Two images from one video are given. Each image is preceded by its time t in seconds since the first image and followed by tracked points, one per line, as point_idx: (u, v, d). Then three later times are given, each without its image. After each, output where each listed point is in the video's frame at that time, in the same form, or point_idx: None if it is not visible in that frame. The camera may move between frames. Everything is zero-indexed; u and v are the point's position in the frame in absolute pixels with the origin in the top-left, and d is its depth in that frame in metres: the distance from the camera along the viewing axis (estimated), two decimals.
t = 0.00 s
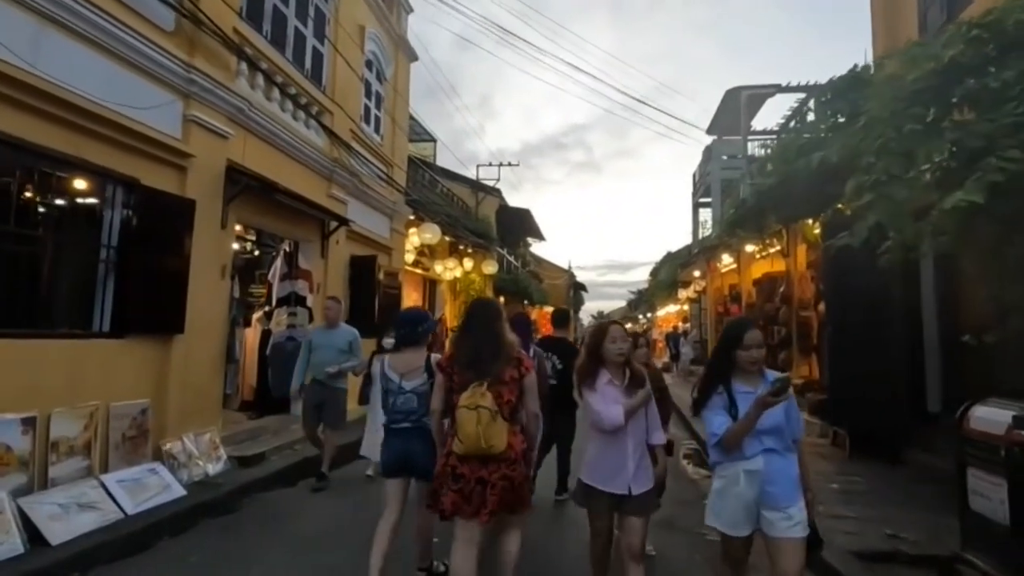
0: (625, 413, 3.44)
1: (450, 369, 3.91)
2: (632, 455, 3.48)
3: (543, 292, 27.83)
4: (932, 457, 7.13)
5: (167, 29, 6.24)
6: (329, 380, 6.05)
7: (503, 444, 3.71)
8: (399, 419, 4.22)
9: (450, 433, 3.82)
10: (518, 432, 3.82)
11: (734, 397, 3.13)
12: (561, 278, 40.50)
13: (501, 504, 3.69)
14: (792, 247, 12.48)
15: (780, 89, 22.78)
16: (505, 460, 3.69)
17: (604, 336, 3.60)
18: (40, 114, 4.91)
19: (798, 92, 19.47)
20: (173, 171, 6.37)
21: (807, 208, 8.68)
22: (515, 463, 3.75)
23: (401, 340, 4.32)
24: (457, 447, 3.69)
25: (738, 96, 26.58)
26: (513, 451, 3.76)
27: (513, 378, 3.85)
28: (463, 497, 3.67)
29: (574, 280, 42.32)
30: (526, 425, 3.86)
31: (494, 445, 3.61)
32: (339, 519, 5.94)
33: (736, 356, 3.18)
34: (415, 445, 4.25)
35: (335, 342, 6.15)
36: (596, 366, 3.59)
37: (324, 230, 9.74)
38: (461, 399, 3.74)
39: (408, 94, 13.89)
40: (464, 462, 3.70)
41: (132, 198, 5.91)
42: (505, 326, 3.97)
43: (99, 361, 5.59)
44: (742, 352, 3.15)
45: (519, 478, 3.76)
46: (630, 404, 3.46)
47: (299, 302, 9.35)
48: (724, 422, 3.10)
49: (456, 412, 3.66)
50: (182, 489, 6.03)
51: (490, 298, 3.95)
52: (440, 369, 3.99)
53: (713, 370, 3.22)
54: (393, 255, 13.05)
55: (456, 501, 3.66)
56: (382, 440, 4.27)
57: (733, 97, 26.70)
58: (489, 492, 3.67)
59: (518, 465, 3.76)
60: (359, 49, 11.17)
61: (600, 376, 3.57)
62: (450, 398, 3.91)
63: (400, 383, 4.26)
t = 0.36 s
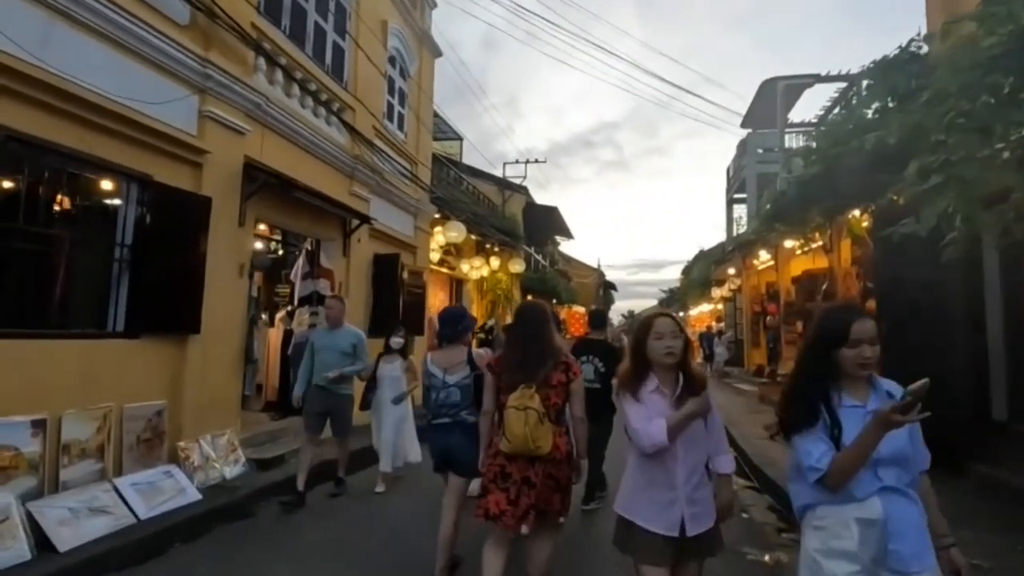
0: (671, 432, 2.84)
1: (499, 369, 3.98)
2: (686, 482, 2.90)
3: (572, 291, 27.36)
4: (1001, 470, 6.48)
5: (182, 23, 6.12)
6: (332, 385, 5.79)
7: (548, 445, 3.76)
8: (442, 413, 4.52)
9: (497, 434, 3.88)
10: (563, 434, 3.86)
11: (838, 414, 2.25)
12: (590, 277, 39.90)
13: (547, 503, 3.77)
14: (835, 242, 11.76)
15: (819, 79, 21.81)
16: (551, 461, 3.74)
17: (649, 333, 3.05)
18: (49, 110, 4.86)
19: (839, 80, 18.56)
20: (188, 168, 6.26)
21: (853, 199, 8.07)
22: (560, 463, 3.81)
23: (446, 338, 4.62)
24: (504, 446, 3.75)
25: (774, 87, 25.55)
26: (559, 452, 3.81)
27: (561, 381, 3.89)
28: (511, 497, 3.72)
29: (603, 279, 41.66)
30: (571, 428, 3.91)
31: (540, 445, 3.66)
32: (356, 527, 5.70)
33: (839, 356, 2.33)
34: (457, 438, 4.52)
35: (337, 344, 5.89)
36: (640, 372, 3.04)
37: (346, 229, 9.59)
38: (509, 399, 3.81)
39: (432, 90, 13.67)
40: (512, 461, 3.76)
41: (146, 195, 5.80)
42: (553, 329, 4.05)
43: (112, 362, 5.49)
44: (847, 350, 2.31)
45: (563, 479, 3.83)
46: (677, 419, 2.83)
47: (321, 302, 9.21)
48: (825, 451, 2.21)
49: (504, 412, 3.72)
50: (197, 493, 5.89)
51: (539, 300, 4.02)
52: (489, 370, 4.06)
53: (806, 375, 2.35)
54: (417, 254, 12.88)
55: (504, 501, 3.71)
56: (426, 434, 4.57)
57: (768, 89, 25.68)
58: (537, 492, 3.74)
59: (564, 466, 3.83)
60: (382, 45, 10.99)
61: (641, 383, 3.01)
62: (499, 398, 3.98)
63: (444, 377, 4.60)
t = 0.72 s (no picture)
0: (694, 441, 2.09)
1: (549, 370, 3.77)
2: (736, 513, 2.10)
3: (605, 292, 26.84)
4: None
5: (201, 21, 6.08)
6: (330, 388, 5.56)
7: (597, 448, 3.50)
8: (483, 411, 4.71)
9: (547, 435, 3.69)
10: (615, 439, 3.56)
11: (1002, 472, 1.47)
12: (625, 278, 39.18)
13: (599, 507, 3.49)
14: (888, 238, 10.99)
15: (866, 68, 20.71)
16: (600, 463, 3.46)
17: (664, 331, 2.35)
18: (68, 109, 4.86)
19: (889, 68, 17.55)
20: (208, 167, 6.20)
21: (909, 190, 7.44)
22: (611, 468, 3.51)
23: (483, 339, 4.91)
24: (552, 447, 3.53)
25: (817, 78, 24.43)
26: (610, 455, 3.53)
27: (611, 385, 3.61)
28: (562, 498, 3.52)
29: (638, 280, 40.89)
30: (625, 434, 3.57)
31: (590, 449, 3.41)
32: (375, 535, 5.48)
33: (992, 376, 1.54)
34: (495, 435, 4.68)
35: (333, 343, 5.70)
36: (660, 379, 2.32)
37: (372, 228, 9.48)
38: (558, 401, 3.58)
39: (459, 88, 13.49)
40: (560, 463, 3.53)
41: (166, 194, 5.75)
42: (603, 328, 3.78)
43: (131, 363, 5.43)
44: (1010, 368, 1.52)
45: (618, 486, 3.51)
46: (700, 424, 2.08)
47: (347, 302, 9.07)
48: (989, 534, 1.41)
49: (553, 413, 3.50)
50: (217, 496, 5.79)
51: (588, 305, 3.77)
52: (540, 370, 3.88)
53: (955, 390, 1.55)
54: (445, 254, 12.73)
55: (557, 502, 3.53)
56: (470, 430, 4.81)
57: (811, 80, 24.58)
58: (585, 495, 3.48)
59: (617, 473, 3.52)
60: (408, 43, 10.87)
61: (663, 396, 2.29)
62: (548, 400, 3.75)
63: (480, 376, 4.82)
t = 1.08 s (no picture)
0: (784, 460, 1.29)
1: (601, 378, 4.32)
2: None
3: (636, 296, 26.29)
4: None
5: (218, 23, 6.03)
6: (328, 402, 5.12)
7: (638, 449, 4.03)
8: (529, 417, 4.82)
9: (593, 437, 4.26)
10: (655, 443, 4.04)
11: None
12: (656, 282, 38.40)
13: (635, 503, 4.02)
14: (940, 237, 10.31)
15: (911, 60, 19.75)
16: (639, 465, 4.04)
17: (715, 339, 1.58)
18: (82, 112, 4.83)
19: (935, 59, 16.68)
20: (225, 170, 6.13)
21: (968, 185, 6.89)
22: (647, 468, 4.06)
23: (529, 347, 4.99)
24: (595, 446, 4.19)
25: (858, 72, 23.45)
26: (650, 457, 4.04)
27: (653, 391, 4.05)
28: (607, 493, 4.13)
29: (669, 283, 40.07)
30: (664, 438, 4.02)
31: (624, 451, 4.01)
32: (392, 551, 5.25)
33: None
34: (542, 444, 4.79)
35: (328, 356, 5.28)
36: (699, 406, 1.58)
37: (394, 232, 9.34)
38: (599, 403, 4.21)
39: (485, 90, 13.32)
40: (605, 461, 4.15)
41: (182, 198, 5.67)
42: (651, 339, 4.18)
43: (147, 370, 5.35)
44: None
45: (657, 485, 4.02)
46: (791, 431, 1.28)
47: (369, 308, 8.94)
48: None
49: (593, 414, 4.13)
50: (234, 507, 5.66)
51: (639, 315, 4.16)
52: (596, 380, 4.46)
53: None
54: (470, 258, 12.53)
55: (603, 496, 4.12)
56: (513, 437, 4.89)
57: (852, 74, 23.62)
58: (625, 491, 4.07)
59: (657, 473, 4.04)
60: (432, 45, 10.75)
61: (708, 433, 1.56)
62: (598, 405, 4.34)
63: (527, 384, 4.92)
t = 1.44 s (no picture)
0: None
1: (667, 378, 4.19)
2: None
3: (653, 299, 25.87)
4: None
5: (226, 19, 5.91)
6: (313, 411, 4.74)
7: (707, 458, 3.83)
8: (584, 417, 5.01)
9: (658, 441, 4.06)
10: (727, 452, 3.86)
11: None
12: (673, 284, 37.85)
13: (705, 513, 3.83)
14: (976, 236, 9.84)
15: (938, 55, 19.12)
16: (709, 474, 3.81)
17: (900, 321, 1.24)
18: (86, 110, 4.72)
19: (965, 53, 16.12)
20: (232, 169, 5.99)
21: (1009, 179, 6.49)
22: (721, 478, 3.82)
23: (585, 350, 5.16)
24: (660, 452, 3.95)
25: (883, 69, 22.80)
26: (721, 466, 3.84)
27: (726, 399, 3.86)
28: (671, 502, 3.89)
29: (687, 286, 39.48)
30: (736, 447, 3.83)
31: (696, 459, 3.76)
32: (402, 563, 5.03)
33: None
34: (595, 444, 4.90)
35: (312, 358, 4.86)
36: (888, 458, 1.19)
37: (407, 233, 9.16)
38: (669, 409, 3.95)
39: (498, 89, 13.13)
40: (673, 469, 3.94)
41: (188, 197, 5.54)
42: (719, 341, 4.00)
43: (151, 374, 5.21)
44: None
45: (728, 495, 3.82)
46: None
47: (381, 310, 8.80)
48: None
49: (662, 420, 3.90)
50: (239, 515, 5.50)
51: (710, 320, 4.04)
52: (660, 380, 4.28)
53: None
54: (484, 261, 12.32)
55: (664, 504, 3.90)
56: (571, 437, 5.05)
57: (875, 70, 22.98)
58: (696, 502, 3.84)
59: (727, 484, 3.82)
60: (445, 43, 10.60)
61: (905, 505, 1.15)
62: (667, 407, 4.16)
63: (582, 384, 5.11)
